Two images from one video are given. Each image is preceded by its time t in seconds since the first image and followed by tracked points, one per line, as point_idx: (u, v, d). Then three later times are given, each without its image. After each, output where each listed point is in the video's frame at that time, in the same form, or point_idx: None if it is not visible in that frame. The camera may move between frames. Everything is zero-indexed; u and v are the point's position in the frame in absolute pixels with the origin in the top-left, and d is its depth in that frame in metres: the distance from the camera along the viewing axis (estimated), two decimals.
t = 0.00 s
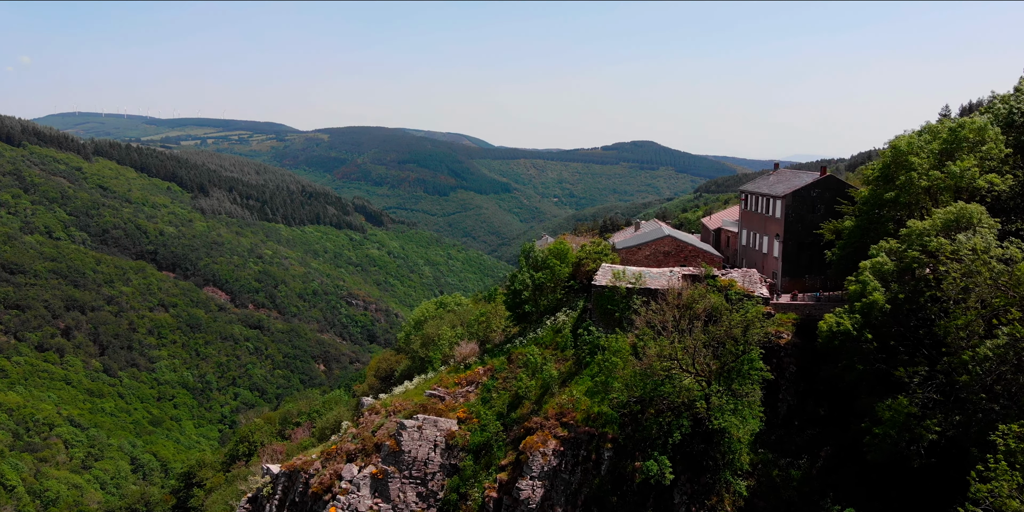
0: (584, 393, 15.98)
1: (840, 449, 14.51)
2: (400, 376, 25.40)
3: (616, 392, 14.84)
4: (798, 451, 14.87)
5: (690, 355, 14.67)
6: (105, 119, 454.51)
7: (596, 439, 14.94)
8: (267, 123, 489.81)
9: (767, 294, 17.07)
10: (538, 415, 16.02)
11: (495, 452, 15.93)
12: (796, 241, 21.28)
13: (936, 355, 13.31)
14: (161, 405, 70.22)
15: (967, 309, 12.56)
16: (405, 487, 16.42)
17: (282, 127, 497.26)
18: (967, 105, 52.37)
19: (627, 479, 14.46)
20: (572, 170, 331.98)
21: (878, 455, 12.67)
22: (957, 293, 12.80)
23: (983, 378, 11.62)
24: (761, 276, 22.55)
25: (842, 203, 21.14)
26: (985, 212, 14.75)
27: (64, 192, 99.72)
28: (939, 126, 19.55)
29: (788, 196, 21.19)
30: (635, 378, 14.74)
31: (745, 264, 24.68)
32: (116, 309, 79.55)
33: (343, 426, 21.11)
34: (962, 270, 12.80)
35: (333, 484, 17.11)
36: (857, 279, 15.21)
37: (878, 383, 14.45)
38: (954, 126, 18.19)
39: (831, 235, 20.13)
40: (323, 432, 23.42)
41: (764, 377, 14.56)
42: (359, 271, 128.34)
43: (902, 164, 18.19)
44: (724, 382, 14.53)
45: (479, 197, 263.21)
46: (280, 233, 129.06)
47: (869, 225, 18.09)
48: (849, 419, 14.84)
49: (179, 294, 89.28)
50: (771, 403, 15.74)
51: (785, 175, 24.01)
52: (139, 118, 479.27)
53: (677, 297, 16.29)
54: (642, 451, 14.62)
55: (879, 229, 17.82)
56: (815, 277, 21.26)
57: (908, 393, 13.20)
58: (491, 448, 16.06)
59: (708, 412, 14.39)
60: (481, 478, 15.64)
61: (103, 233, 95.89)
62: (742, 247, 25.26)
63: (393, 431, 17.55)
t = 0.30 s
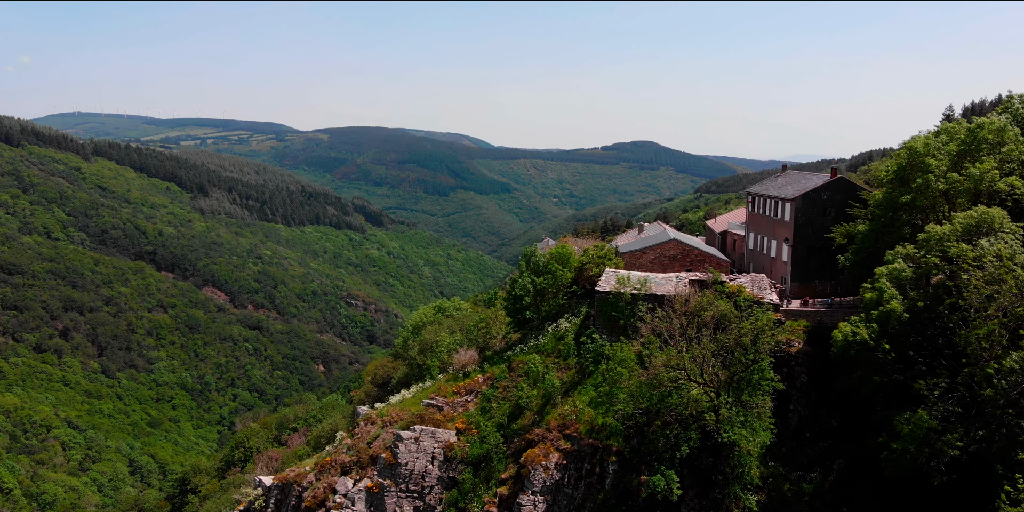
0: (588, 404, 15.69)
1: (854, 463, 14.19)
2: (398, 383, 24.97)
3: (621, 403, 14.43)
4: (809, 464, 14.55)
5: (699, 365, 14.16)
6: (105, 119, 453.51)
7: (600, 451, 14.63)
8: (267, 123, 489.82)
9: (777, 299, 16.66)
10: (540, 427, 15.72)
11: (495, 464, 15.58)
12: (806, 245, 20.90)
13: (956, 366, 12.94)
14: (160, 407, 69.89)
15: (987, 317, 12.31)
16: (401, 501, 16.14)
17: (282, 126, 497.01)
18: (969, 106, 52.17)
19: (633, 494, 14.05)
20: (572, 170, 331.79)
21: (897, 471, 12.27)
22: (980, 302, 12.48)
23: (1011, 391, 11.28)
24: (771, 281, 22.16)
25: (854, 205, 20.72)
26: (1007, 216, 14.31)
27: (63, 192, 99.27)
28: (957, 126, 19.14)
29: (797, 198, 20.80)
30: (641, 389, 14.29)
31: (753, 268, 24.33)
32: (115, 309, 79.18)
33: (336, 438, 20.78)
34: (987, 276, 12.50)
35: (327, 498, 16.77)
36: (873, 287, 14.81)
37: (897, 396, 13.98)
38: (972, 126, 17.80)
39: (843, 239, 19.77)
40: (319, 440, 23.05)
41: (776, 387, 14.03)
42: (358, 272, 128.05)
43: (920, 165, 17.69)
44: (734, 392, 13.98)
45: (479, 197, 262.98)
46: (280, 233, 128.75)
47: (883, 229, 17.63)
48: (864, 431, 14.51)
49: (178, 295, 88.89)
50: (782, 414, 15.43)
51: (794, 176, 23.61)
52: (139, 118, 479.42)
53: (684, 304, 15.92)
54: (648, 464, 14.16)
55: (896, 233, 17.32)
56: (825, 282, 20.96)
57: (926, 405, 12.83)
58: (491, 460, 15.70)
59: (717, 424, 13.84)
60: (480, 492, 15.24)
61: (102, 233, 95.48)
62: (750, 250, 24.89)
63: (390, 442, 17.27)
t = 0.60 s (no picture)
0: (591, 415, 15.33)
1: (868, 476, 13.96)
2: (394, 389, 24.48)
3: (627, 415, 14.06)
4: (821, 477, 14.36)
5: (708, 376, 13.82)
6: (105, 119, 453.15)
7: (604, 465, 14.24)
8: (266, 123, 489.54)
9: (788, 307, 16.28)
10: (542, 439, 15.36)
11: (495, 478, 15.25)
12: (817, 249, 20.53)
13: (978, 378, 12.69)
14: (159, 408, 69.53)
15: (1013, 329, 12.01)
16: None
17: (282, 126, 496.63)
18: (972, 107, 51.94)
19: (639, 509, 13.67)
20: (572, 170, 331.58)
21: (916, 489, 12.00)
22: (1007, 312, 12.15)
23: None
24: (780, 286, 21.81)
25: (866, 208, 20.34)
26: None
27: (62, 192, 98.79)
28: (975, 126, 18.75)
29: (808, 201, 20.44)
30: (647, 399, 14.00)
31: (761, 272, 23.98)
32: (113, 310, 78.80)
33: (331, 449, 20.49)
34: (1014, 284, 12.19)
35: None
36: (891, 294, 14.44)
37: (914, 409, 13.72)
38: (993, 127, 17.41)
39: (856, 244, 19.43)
40: (315, 450, 22.68)
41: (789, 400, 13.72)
42: (358, 272, 127.79)
43: (937, 168, 17.23)
44: (744, 405, 13.62)
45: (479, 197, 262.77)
46: (279, 234, 128.41)
47: (901, 232, 17.18)
48: (879, 443, 14.28)
49: (177, 296, 88.51)
50: (794, 426, 15.14)
51: (803, 179, 23.24)
52: (139, 118, 479.19)
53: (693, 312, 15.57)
54: (655, 479, 13.82)
55: (912, 238, 16.86)
56: (836, 288, 20.59)
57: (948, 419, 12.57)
58: (491, 474, 15.38)
59: (726, 438, 13.49)
60: (479, 507, 14.94)
61: (101, 234, 95.05)
62: (758, 254, 24.51)
63: (385, 455, 17.03)
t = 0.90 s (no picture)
0: (595, 428, 14.99)
1: (883, 491, 13.68)
2: (392, 397, 24.12)
3: (633, 429, 13.80)
4: (835, 493, 14.03)
5: (717, 389, 13.52)
6: (105, 119, 453.17)
7: (609, 481, 13.90)
8: (266, 123, 489.30)
9: (799, 314, 15.93)
10: (544, 453, 15.01)
11: (494, 494, 14.83)
12: (828, 253, 20.22)
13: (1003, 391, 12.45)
14: (157, 409, 69.16)
15: None
16: None
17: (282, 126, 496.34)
18: (974, 107, 51.76)
19: None
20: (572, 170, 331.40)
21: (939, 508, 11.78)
22: None
23: None
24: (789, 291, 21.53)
25: (879, 211, 19.97)
26: None
27: (61, 193, 98.36)
28: (994, 128, 18.23)
29: (819, 204, 20.09)
30: (653, 412, 13.77)
31: (769, 276, 23.70)
32: (112, 311, 78.43)
33: (326, 461, 20.26)
34: None
35: None
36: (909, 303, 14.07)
37: (934, 424, 13.38)
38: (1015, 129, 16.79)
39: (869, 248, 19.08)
40: (309, 459, 22.31)
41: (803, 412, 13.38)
42: (358, 273, 127.47)
43: (956, 171, 16.73)
44: (755, 418, 13.38)
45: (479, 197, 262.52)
46: (279, 234, 128.04)
47: (918, 237, 16.70)
48: (894, 457, 13.97)
49: (176, 296, 88.11)
50: (806, 439, 14.81)
51: (813, 181, 22.85)
52: (139, 118, 479.03)
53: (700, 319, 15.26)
54: (661, 495, 13.59)
55: (929, 243, 16.47)
56: (847, 294, 20.29)
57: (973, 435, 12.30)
58: (491, 489, 14.95)
59: (736, 453, 13.14)
60: None
61: (100, 234, 94.63)
62: (766, 258, 24.27)
63: (380, 469, 16.76)
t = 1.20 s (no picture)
0: (599, 442, 14.63)
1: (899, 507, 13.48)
2: (388, 407, 23.78)
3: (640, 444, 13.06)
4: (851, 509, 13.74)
5: (729, 401, 12.85)
6: (105, 119, 453.05)
7: (615, 497, 13.53)
8: (266, 124, 489.14)
9: (811, 323, 15.56)
10: (546, 468, 14.68)
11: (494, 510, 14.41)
12: (840, 258, 19.85)
13: None
14: (156, 411, 68.82)
15: None
16: None
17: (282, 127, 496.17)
18: (976, 107, 51.51)
19: None
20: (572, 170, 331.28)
21: None
22: None
23: None
24: (800, 297, 21.16)
25: (892, 214, 19.59)
26: None
27: (60, 193, 98.01)
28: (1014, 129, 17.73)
29: (831, 207, 19.71)
30: (659, 425, 12.99)
31: (779, 281, 23.37)
32: (111, 312, 78.05)
33: (320, 473, 19.94)
34: None
35: None
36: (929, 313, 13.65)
37: (957, 439, 13.10)
38: None
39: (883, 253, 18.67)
40: (303, 471, 21.95)
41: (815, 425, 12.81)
42: (358, 273, 127.14)
43: (976, 174, 16.20)
44: (767, 433, 12.72)
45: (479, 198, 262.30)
46: (279, 234, 127.68)
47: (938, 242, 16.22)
48: (912, 471, 13.71)
49: (175, 297, 87.72)
50: (819, 454, 14.43)
51: (823, 184, 22.51)
52: (140, 118, 479.60)
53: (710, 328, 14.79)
54: None
55: (948, 249, 15.98)
56: (860, 300, 19.89)
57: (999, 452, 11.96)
58: (490, 505, 14.53)
59: (748, 470, 12.44)
60: None
61: (99, 235, 94.20)
62: (774, 263, 23.91)
63: (376, 484, 16.56)
